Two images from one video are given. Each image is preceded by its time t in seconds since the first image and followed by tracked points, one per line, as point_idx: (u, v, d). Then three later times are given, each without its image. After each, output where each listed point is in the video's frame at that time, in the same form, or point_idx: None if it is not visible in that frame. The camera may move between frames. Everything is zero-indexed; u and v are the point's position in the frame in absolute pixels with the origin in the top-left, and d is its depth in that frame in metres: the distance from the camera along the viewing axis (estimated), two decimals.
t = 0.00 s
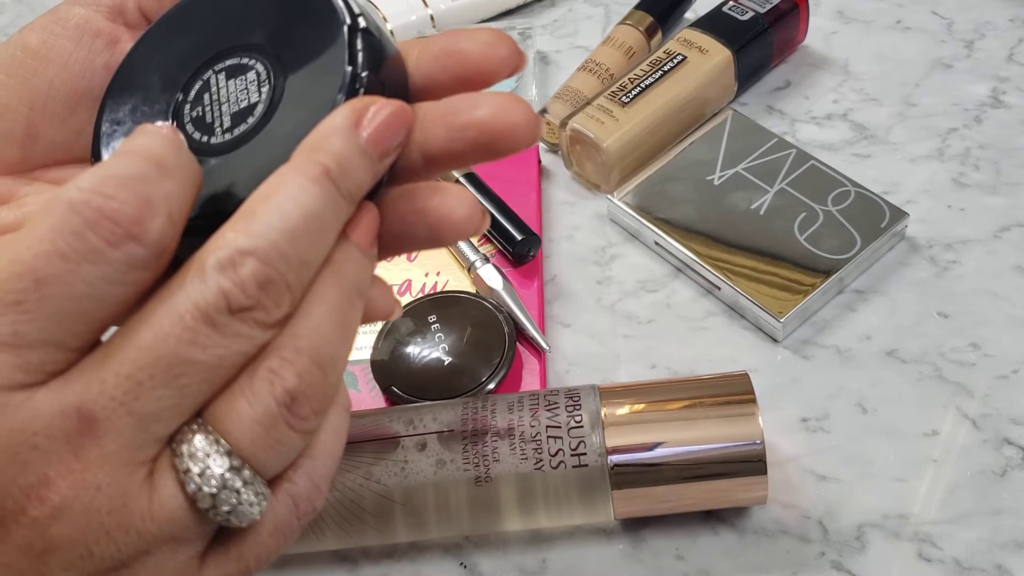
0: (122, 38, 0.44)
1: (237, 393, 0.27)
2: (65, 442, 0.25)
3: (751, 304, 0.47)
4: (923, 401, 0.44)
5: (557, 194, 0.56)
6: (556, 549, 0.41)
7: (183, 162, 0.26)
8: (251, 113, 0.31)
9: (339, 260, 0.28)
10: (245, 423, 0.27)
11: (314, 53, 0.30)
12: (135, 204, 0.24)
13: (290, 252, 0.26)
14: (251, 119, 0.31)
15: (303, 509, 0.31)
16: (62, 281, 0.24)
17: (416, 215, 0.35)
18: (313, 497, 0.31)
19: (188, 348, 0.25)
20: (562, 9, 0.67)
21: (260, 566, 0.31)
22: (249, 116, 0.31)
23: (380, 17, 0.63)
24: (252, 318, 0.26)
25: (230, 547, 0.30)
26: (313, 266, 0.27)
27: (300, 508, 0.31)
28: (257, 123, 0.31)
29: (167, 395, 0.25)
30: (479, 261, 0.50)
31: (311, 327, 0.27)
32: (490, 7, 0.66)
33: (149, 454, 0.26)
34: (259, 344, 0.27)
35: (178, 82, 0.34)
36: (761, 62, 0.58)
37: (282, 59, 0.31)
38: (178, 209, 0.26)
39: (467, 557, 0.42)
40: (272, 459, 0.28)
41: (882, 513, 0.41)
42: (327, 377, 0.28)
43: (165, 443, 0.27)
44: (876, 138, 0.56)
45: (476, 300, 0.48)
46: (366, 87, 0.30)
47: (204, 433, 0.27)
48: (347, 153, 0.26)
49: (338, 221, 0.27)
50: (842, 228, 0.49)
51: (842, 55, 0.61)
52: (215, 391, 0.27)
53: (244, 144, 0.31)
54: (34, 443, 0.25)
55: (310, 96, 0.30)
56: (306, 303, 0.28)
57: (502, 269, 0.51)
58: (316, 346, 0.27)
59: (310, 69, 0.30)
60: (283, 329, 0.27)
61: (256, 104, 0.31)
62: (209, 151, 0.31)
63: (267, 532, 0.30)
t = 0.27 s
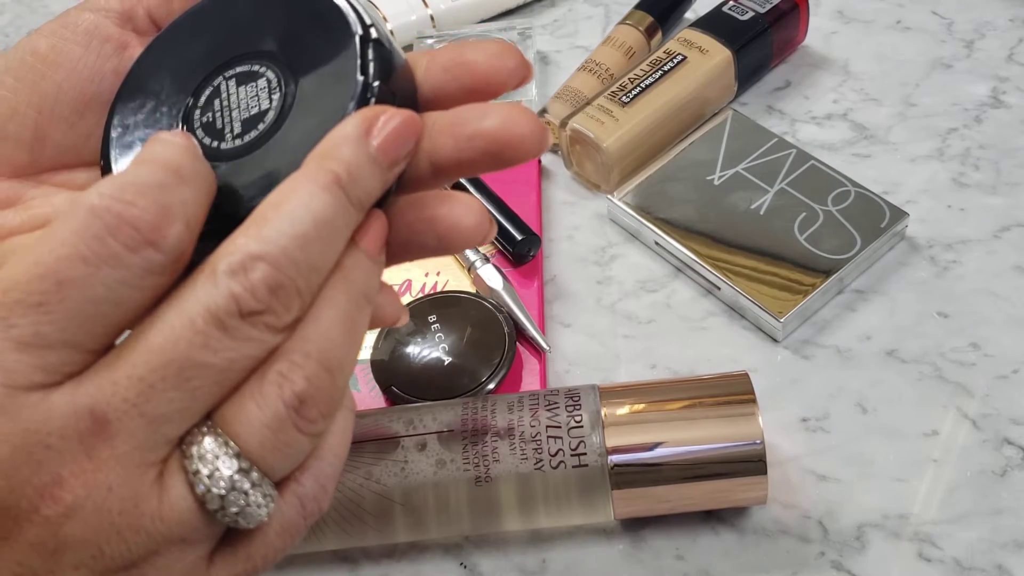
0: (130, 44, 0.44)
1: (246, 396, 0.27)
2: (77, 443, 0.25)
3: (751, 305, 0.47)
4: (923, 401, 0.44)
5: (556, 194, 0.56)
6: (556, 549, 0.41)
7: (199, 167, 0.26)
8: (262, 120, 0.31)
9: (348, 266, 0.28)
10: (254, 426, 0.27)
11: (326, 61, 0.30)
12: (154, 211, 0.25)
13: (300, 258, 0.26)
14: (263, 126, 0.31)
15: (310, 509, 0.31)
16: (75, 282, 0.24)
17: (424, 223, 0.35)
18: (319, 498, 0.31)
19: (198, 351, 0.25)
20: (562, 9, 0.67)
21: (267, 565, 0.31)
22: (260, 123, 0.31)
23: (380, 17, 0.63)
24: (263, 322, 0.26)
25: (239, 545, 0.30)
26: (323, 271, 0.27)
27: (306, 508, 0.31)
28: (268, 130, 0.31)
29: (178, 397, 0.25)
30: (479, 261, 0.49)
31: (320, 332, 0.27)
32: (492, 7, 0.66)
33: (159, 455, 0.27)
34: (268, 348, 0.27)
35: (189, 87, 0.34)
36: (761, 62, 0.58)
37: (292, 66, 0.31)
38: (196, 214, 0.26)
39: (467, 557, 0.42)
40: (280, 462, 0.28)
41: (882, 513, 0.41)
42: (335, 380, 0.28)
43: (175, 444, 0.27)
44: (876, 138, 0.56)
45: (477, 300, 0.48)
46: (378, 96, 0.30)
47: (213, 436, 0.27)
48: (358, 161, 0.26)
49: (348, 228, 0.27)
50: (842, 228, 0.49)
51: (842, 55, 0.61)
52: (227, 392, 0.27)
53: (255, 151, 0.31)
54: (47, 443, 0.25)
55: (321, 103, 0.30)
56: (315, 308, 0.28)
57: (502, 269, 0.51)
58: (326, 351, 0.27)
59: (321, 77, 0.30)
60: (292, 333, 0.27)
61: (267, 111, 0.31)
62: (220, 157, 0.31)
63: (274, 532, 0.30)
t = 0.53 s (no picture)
0: (134, 57, 0.44)
1: (260, 407, 0.27)
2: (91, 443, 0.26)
3: (751, 305, 0.47)
4: (923, 401, 0.44)
5: (557, 194, 0.56)
6: (556, 549, 0.41)
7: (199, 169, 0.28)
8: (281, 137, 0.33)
9: (366, 287, 0.29)
10: (265, 436, 0.27)
11: (344, 82, 0.32)
12: (147, 201, 0.26)
13: (317, 278, 0.26)
14: (283, 144, 0.32)
15: (312, 510, 0.32)
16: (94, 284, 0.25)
17: (448, 241, 0.36)
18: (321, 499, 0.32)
19: (215, 361, 0.26)
20: (562, 9, 0.67)
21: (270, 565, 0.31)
22: (280, 141, 0.33)
23: (380, 17, 0.63)
24: (277, 336, 0.26)
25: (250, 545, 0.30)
26: (338, 291, 0.27)
27: (308, 509, 0.31)
28: (288, 149, 0.32)
29: (192, 404, 0.26)
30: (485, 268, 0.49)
31: (333, 349, 0.28)
32: (492, 7, 0.66)
33: (173, 461, 0.27)
34: (282, 361, 0.27)
35: (203, 104, 0.35)
36: (761, 63, 0.58)
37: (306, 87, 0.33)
38: (191, 211, 0.28)
39: (467, 557, 0.42)
40: (290, 472, 0.28)
41: (882, 513, 0.41)
42: (345, 396, 0.28)
43: (189, 451, 0.27)
44: (876, 138, 0.56)
45: (477, 300, 0.48)
46: (400, 117, 0.31)
47: (227, 444, 0.27)
48: (380, 190, 0.27)
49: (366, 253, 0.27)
50: (842, 228, 0.49)
51: (842, 55, 0.60)
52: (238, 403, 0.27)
53: (277, 168, 0.32)
54: (62, 442, 0.26)
55: (341, 119, 0.31)
56: (328, 326, 0.28)
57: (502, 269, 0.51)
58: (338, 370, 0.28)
59: (341, 96, 0.32)
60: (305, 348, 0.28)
61: (287, 129, 0.33)
62: (244, 174, 0.33)
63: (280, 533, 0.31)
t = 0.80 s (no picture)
0: (137, 67, 0.45)
1: (261, 425, 0.28)
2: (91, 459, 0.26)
3: (751, 305, 0.47)
4: (923, 401, 0.44)
5: (557, 194, 0.56)
6: (556, 549, 0.41)
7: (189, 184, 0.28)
8: (288, 153, 0.33)
9: (369, 305, 0.29)
10: (267, 454, 0.28)
11: (351, 97, 0.32)
12: (135, 216, 0.26)
13: (317, 300, 0.27)
14: (291, 161, 0.32)
15: (310, 523, 0.32)
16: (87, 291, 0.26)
17: (453, 255, 0.36)
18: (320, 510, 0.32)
19: (217, 381, 0.26)
20: (562, 9, 0.67)
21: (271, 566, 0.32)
22: (287, 157, 0.33)
23: (380, 17, 0.63)
24: (276, 356, 0.26)
25: (253, 557, 0.31)
26: (337, 311, 0.27)
27: (307, 522, 0.32)
28: (296, 164, 0.32)
29: (192, 422, 0.26)
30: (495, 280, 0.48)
31: (332, 367, 0.28)
32: (491, 7, 0.66)
33: (174, 479, 0.27)
34: (282, 379, 0.27)
35: (207, 119, 0.35)
36: (761, 63, 0.58)
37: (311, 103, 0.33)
38: (180, 225, 0.28)
39: (467, 557, 0.42)
40: (291, 487, 0.29)
41: (881, 513, 0.41)
42: (345, 414, 0.29)
43: (190, 469, 0.28)
44: (876, 138, 0.56)
45: (477, 301, 0.48)
46: (408, 133, 0.31)
47: (229, 462, 0.28)
48: (381, 215, 0.27)
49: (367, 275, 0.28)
50: (842, 228, 0.49)
51: (842, 55, 0.60)
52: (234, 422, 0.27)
53: (285, 185, 0.32)
54: (62, 457, 0.26)
55: (348, 135, 0.32)
56: (327, 345, 0.28)
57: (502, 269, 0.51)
58: (338, 387, 0.28)
59: (348, 112, 0.32)
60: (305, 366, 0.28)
61: (294, 145, 0.33)
62: (252, 192, 0.33)
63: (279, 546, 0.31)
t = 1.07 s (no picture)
0: (139, 73, 0.44)
1: (263, 437, 0.28)
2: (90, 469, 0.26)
3: (751, 305, 0.47)
4: (923, 401, 0.44)
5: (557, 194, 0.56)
6: (556, 549, 0.41)
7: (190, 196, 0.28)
8: (291, 164, 0.33)
9: (372, 316, 0.29)
10: (269, 465, 0.28)
11: (353, 107, 0.32)
12: (135, 225, 0.26)
13: (320, 310, 0.27)
14: (294, 172, 0.33)
15: (315, 538, 0.32)
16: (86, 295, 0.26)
17: (457, 264, 0.35)
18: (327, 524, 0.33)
19: (220, 392, 0.26)
20: (563, 9, 0.67)
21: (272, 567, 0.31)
22: (290, 168, 0.33)
23: (380, 17, 0.63)
24: (278, 367, 0.26)
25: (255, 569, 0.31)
26: (339, 322, 0.27)
27: (311, 536, 0.32)
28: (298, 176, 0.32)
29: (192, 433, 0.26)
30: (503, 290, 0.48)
31: (336, 378, 0.28)
32: (491, 7, 0.66)
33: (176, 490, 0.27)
34: (285, 390, 0.27)
35: (210, 130, 0.35)
36: (761, 63, 0.58)
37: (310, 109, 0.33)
38: (182, 236, 0.27)
39: (467, 557, 0.42)
40: (293, 499, 0.29)
41: (881, 513, 0.41)
42: (347, 425, 0.29)
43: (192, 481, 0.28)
44: (876, 138, 0.56)
45: (477, 301, 0.48)
46: (412, 141, 0.31)
47: (231, 474, 0.28)
48: (384, 225, 0.27)
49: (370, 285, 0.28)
50: (842, 228, 0.49)
51: (842, 55, 0.60)
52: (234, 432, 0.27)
53: (288, 196, 0.32)
54: (62, 470, 0.26)
55: (351, 145, 0.32)
56: (330, 356, 0.28)
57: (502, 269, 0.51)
58: (343, 397, 0.28)
59: (350, 122, 0.32)
60: (307, 376, 0.28)
61: (297, 155, 0.33)
62: (255, 203, 0.33)
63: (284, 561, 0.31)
